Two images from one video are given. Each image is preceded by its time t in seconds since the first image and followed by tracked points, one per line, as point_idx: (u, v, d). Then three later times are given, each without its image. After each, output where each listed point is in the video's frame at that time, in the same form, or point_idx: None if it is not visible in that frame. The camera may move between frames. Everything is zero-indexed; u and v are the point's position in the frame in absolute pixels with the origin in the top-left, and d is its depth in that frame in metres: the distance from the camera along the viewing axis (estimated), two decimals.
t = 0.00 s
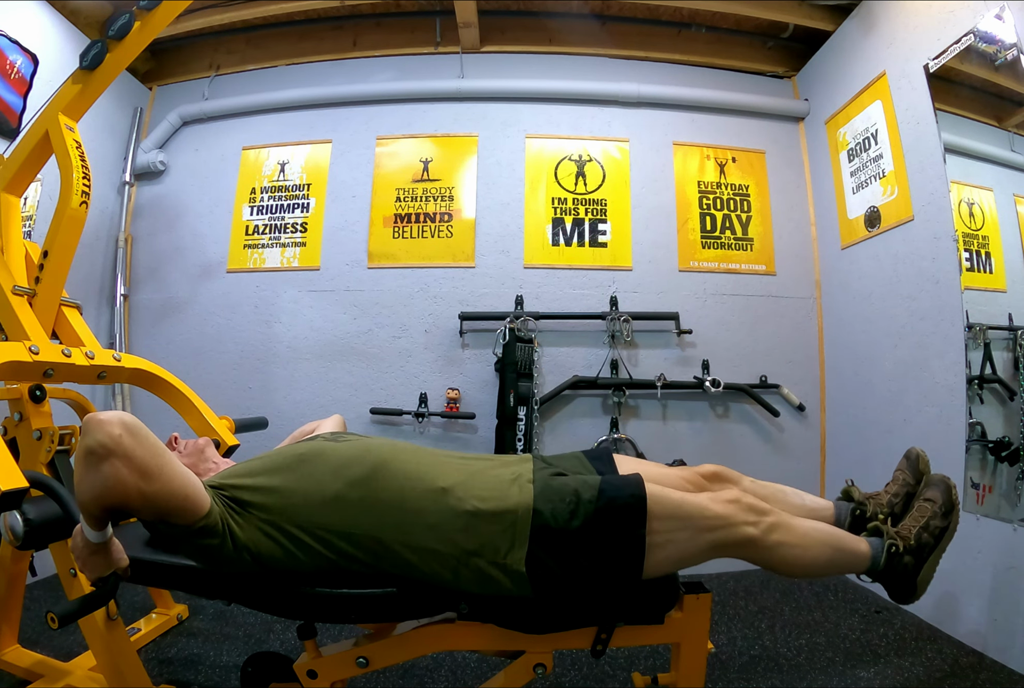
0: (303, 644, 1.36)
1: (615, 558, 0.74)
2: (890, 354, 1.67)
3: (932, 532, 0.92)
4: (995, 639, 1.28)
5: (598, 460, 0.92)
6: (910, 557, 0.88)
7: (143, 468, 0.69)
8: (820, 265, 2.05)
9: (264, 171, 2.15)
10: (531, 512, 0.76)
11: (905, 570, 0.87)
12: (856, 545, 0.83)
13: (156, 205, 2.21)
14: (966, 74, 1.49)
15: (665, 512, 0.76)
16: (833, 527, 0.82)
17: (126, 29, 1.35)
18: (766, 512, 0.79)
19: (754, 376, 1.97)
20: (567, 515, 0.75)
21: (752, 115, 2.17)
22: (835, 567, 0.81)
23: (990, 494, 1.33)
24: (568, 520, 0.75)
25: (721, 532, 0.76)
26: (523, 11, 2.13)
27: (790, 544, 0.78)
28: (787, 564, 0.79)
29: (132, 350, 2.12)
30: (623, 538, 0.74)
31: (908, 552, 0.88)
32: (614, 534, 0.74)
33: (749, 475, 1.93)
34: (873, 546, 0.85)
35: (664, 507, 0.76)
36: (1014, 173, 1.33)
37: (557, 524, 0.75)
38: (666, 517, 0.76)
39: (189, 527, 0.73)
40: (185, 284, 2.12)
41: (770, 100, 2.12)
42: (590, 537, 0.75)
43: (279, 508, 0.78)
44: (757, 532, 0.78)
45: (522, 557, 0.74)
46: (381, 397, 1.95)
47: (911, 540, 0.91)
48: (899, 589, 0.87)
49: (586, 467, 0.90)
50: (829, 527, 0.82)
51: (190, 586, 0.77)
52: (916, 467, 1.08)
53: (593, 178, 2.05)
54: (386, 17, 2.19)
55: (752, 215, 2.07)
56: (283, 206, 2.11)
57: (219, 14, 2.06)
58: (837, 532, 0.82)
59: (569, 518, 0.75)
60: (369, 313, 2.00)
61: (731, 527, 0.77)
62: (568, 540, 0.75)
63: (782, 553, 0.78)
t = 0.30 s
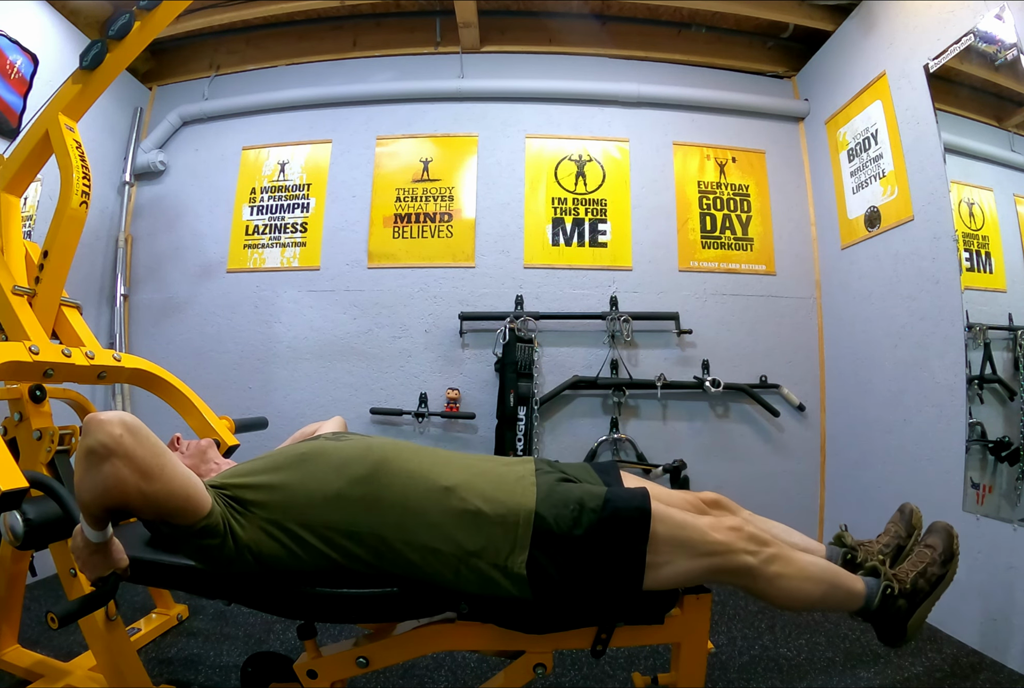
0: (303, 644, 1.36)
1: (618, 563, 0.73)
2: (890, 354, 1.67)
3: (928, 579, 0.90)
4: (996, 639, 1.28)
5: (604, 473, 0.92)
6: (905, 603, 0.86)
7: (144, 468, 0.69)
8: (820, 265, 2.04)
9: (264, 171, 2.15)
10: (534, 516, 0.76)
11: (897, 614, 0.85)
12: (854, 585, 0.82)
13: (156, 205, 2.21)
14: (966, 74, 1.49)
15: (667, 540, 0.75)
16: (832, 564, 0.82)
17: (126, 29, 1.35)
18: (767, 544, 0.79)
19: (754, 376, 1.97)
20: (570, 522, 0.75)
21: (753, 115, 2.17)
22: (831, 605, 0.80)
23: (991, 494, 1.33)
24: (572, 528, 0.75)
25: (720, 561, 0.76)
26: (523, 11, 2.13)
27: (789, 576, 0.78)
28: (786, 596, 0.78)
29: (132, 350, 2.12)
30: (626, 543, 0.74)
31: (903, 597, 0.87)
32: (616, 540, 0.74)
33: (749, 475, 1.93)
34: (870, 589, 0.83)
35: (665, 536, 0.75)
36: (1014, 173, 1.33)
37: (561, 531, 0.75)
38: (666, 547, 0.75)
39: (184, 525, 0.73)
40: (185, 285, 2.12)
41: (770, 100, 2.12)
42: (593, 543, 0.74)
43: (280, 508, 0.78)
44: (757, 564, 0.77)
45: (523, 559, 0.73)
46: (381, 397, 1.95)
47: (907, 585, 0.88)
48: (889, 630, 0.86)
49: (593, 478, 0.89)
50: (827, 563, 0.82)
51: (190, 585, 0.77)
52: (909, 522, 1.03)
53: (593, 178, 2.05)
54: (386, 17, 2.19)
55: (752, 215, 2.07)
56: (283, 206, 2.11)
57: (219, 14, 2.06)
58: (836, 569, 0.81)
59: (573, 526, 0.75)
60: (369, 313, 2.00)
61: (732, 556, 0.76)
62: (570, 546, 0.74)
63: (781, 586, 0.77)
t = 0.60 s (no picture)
0: (303, 644, 1.36)
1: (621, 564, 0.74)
2: (890, 354, 1.67)
3: (927, 592, 0.91)
4: (995, 639, 1.28)
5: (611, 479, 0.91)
6: (903, 616, 0.87)
7: (131, 438, 0.69)
8: (820, 265, 2.04)
9: (264, 171, 2.15)
10: (540, 515, 0.76)
11: (894, 625, 0.86)
12: (853, 596, 0.84)
13: (156, 205, 2.21)
14: (966, 75, 1.49)
15: (674, 549, 0.76)
16: (831, 574, 0.83)
17: (126, 29, 1.35)
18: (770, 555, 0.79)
19: (754, 376, 1.97)
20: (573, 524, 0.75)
21: (753, 115, 2.17)
22: (830, 615, 0.81)
23: (990, 494, 1.34)
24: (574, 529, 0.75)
25: (727, 571, 0.76)
26: (523, 11, 2.13)
27: (790, 585, 0.79)
28: (786, 604, 0.79)
29: (132, 350, 2.13)
30: (630, 543, 0.74)
31: (901, 609, 0.88)
32: (622, 543, 0.74)
33: (749, 475, 1.92)
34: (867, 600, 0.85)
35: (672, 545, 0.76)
36: (1014, 173, 1.33)
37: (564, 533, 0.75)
38: (674, 558, 0.75)
39: (185, 516, 0.73)
40: (185, 285, 2.12)
41: (770, 100, 2.12)
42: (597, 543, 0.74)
43: (285, 503, 0.78)
44: (760, 573, 0.78)
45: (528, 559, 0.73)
46: (381, 397, 1.95)
47: (906, 597, 0.89)
48: (885, 641, 0.87)
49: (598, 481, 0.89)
50: (824, 572, 0.83)
51: (190, 583, 0.77)
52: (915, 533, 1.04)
53: (593, 178, 2.05)
54: (386, 17, 2.19)
55: (752, 215, 2.07)
56: (283, 206, 2.11)
57: (219, 14, 2.06)
58: (837, 581, 0.83)
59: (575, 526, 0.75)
60: (369, 313, 2.00)
61: (739, 566, 0.77)
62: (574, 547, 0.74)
63: (782, 596, 0.78)
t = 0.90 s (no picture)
0: (303, 644, 1.36)
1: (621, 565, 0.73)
2: (890, 354, 1.67)
3: (940, 557, 0.88)
4: (995, 639, 1.28)
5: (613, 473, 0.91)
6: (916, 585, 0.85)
7: (126, 420, 0.69)
8: (820, 265, 2.04)
9: (264, 171, 2.15)
10: (541, 513, 0.76)
11: (908, 593, 0.84)
12: (864, 563, 0.83)
13: (156, 205, 2.21)
14: (966, 75, 1.49)
15: (682, 526, 0.75)
16: (842, 544, 0.82)
17: (126, 28, 1.35)
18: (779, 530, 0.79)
19: (754, 376, 1.97)
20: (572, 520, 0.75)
21: (753, 115, 2.17)
22: (841, 587, 0.81)
23: (990, 494, 1.34)
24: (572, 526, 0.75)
25: (734, 546, 0.76)
26: (523, 11, 2.13)
27: (798, 561, 0.78)
28: (792, 579, 0.79)
29: (132, 350, 2.12)
30: (630, 540, 0.73)
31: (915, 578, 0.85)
32: (625, 542, 0.73)
33: (749, 475, 1.92)
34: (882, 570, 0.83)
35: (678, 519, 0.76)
36: (1014, 173, 1.33)
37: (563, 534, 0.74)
38: (680, 532, 0.75)
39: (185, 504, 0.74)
40: (185, 284, 2.12)
41: (770, 100, 2.12)
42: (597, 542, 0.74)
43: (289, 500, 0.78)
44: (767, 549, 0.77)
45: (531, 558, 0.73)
46: (381, 397, 1.95)
47: (919, 563, 0.87)
48: (900, 609, 0.85)
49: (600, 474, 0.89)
50: (832, 543, 0.82)
51: (189, 584, 0.77)
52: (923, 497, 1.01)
53: (593, 178, 2.05)
54: (386, 17, 2.19)
55: (752, 215, 2.07)
56: (283, 206, 2.11)
57: (219, 14, 2.06)
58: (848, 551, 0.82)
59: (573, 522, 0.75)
60: (369, 313, 2.00)
61: (745, 541, 0.76)
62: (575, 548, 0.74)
63: (790, 571, 0.78)
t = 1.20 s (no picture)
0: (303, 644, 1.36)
1: (613, 523, 0.72)
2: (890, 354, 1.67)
3: (920, 399, 0.91)
4: (995, 639, 1.28)
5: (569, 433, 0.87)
6: (899, 431, 0.85)
7: (140, 424, 0.68)
8: (820, 265, 2.04)
9: (264, 171, 2.15)
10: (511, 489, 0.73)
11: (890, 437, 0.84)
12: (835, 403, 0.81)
13: (156, 205, 2.21)
14: (966, 74, 1.49)
15: (637, 403, 0.73)
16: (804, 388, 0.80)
17: (126, 29, 1.35)
18: (741, 381, 0.76)
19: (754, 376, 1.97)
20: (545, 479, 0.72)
21: (753, 115, 2.17)
22: (819, 430, 0.79)
23: (990, 494, 1.34)
24: (550, 489, 0.71)
25: (693, 406, 0.74)
26: (523, 11, 2.13)
27: (768, 413, 0.75)
28: (762, 426, 0.76)
29: (132, 350, 2.13)
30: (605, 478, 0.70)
31: (896, 423, 0.85)
32: (603, 486, 0.70)
33: (749, 475, 1.92)
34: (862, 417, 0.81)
35: (632, 399, 0.74)
36: (1014, 173, 1.33)
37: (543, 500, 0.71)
38: (638, 407, 0.73)
39: (181, 515, 0.71)
40: (185, 284, 2.12)
41: (770, 100, 2.12)
42: (577, 507, 0.70)
43: (282, 509, 0.78)
44: (732, 405, 0.75)
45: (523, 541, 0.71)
46: (381, 397, 1.95)
47: (899, 408, 0.88)
48: (890, 455, 0.85)
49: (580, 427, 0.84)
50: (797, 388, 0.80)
51: (188, 585, 0.77)
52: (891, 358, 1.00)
53: (593, 178, 2.05)
54: (386, 17, 2.19)
55: (752, 215, 2.07)
56: (283, 206, 2.11)
57: (219, 14, 2.06)
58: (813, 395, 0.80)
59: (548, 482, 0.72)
60: (369, 313, 2.00)
61: (705, 398, 0.75)
62: (561, 523, 0.71)
63: (763, 423, 0.76)
